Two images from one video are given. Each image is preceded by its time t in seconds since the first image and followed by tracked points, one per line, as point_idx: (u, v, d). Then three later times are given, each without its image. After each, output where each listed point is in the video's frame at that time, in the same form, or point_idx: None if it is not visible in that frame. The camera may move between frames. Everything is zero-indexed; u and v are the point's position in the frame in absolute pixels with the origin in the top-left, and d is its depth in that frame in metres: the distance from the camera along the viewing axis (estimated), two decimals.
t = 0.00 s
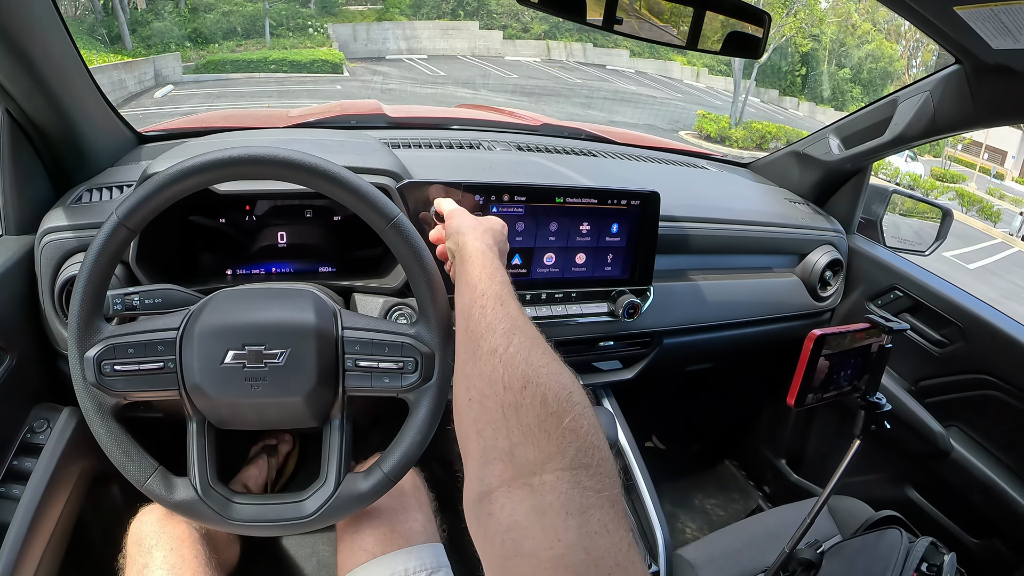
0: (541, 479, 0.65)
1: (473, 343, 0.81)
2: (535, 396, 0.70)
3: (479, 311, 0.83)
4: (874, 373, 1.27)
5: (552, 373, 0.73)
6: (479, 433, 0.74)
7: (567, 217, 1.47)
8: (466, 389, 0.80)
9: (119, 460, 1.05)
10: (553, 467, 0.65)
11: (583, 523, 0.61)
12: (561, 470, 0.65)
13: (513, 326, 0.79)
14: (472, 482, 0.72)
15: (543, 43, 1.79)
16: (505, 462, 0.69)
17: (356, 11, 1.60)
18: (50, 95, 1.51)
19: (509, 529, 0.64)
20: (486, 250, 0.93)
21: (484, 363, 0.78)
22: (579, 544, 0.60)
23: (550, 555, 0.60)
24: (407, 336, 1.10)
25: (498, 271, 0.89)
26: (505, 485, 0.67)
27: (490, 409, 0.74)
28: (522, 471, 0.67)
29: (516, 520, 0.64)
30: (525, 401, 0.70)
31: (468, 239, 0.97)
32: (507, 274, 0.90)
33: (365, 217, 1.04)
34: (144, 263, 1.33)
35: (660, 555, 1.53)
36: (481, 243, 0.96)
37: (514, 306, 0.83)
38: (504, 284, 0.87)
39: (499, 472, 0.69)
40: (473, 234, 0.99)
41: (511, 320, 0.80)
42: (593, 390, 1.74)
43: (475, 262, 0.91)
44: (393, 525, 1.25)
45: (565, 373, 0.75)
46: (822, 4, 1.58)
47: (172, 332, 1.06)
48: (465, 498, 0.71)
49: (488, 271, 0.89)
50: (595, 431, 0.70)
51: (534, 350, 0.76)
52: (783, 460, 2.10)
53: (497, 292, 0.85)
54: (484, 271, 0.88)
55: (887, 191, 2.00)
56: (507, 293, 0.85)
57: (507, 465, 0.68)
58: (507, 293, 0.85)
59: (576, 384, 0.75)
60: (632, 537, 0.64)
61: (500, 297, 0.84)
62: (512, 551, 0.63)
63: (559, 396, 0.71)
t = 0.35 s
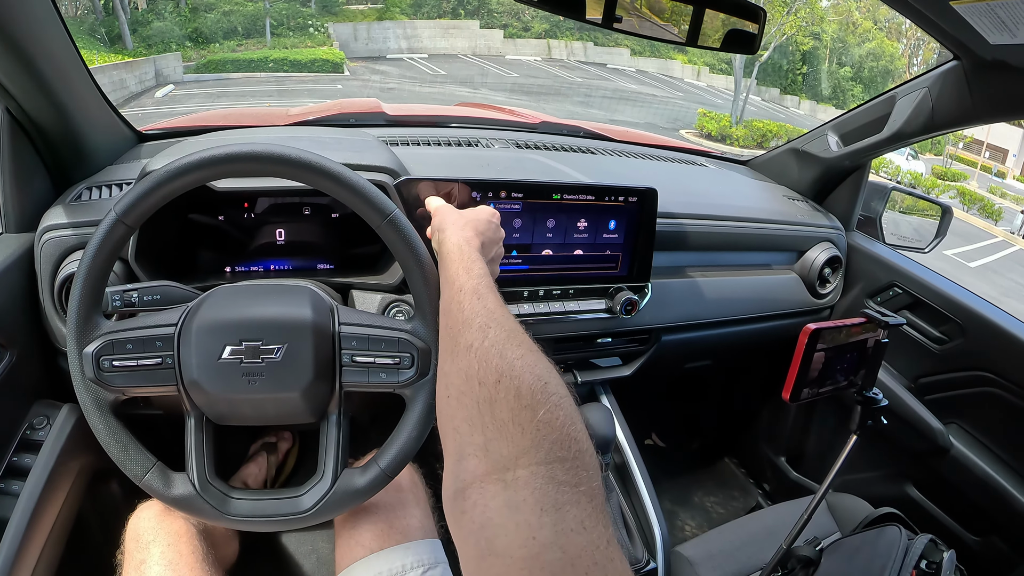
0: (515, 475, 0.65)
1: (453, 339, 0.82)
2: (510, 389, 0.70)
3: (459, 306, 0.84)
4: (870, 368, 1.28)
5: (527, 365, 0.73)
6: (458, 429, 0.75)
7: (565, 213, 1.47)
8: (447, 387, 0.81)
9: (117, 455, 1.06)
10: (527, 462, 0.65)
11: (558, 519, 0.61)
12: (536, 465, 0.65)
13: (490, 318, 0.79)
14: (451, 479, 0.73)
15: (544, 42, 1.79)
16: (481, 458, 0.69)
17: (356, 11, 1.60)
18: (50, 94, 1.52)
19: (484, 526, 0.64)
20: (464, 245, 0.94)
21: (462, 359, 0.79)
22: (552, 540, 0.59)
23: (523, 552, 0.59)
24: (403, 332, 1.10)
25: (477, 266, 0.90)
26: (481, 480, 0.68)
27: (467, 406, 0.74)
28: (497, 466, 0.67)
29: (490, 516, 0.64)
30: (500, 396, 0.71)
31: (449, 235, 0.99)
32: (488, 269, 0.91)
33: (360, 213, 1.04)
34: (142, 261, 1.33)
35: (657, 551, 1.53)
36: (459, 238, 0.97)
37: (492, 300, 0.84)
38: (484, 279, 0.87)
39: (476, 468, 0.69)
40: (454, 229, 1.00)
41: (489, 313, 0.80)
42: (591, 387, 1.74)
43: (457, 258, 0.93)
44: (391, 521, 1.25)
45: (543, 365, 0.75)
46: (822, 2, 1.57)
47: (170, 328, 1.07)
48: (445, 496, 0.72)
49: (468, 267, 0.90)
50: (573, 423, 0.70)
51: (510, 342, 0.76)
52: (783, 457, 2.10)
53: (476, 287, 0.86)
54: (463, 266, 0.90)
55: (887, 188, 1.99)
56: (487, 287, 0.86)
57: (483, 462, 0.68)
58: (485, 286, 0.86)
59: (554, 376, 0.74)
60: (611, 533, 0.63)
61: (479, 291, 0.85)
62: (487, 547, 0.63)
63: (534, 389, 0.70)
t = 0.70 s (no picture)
0: (532, 474, 0.64)
1: (464, 338, 0.83)
2: (525, 390, 0.70)
3: (470, 307, 0.84)
4: (879, 363, 1.26)
5: (542, 367, 0.73)
6: (472, 430, 0.74)
7: (571, 211, 1.46)
8: (458, 387, 0.80)
9: (122, 453, 1.06)
10: (545, 461, 0.65)
11: (577, 517, 0.61)
12: (554, 464, 0.64)
13: (502, 319, 0.80)
14: (465, 480, 0.72)
15: (548, 42, 1.78)
16: (497, 458, 0.69)
17: (360, 12, 1.60)
18: (55, 94, 1.52)
19: (501, 526, 0.64)
20: (473, 245, 0.96)
21: (474, 361, 0.78)
22: (572, 538, 0.59)
23: (543, 550, 0.59)
24: (409, 328, 1.10)
25: (487, 267, 0.91)
26: (498, 480, 0.67)
27: (481, 406, 0.74)
28: (514, 466, 0.66)
29: (509, 515, 0.64)
30: (516, 396, 0.70)
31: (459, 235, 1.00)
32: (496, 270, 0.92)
33: (367, 211, 1.04)
34: (148, 259, 1.33)
35: (665, 549, 1.51)
36: (470, 239, 0.99)
37: (503, 300, 0.85)
38: (494, 279, 0.89)
39: (492, 468, 0.68)
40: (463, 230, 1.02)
41: (501, 314, 0.81)
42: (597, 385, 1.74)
43: (466, 259, 0.94)
44: (398, 519, 1.25)
45: (557, 366, 0.75)
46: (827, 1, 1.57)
47: (175, 325, 1.07)
48: (459, 496, 0.71)
49: (477, 267, 0.91)
50: (588, 423, 0.69)
51: (524, 344, 0.76)
52: (790, 456, 2.08)
53: (486, 288, 0.87)
54: (472, 266, 0.91)
55: (893, 186, 1.98)
56: (499, 287, 0.87)
57: (500, 462, 0.68)
58: (496, 286, 0.87)
59: (568, 376, 0.74)
60: (628, 531, 0.63)
61: (490, 292, 0.85)
62: (505, 547, 0.62)
63: (549, 389, 0.70)
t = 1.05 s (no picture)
0: (556, 484, 0.68)
1: (482, 349, 0.85)
2: (545, 398, 0.73)
3: (486, 314, 0.86)
4: (897, 369, 1.25)
5: (561, 372, 0.76)
6: (494, 440, 0.78)
7: (583, 217, 1.45)
8: (478, 398, 0.83)
9: (133, 462, 1.05)
10: (567, 472, 0.68)
11: (601, 527, 0.65)
12: (576, 473, 0.68)
13: (518, 326, 0.82)
14: (489, 490, 0.76)
15: (555, 47, 1.76)
16: (520, 469, 0.72)
17: (367, 18, 1.58)
18: (66, 101, 1.52)
19: (527, 535, 0.68)
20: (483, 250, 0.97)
21: (493, 371, 0.81)
22: (596, 547, 0.63)
23: (568, 559, 0.63)
24: (423, 336, 1.09)
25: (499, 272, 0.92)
26: (522, 491, 0.71)
27: (502, 417, 0.77)
28: (537, 477, 0.70)
29: (533, 526, 0.68)
30: (535, 405, 0.74)
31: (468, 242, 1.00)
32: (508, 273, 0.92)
33: (380, 217, 1.03)
34: (159, 266, 1.33)
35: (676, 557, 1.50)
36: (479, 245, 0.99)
37: (517, 304, 0.86)
38: (508, 284, 0.89)
39: (516, 479, 0.72)
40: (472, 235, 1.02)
41: (517, 320, 0.83)
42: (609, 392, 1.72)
43: (476, 264, 0.95)
44: (410, 528, 1.24)
45: (575, 369, 0.77)
46: (833, 4, 1.56)
47: (187, 333, 1.06)
48: (486, 506, 0.75)
49: (489, 272, 0.92)
50: (608, 427, 0.73)
51: (541, 350, 0.78)
52: (802, 462, 2.06)
53: (498, 294, 0.88)
54: (484, 272, 0.92)
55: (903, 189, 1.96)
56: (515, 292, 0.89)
57: (524, 473, 0.71)
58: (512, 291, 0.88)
59: (586, 379, 0.77)
60: (650, 534, 0.67)
61: (504, 298, 0.87)
62: (531, 556, 0.67)
63: (568, 396, 0.73)
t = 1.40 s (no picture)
0: (572, 487, 0.69)
1: (495, 358, 0.87)
2: (558, 405, 0.75)
3: (499, 324, 0.88)
4: (902, 375, 1.24)
5: (574, 379, 0.77)
6: (510, 446, 0.79)
7: (592, 222, 1.46)
8: (493, 407, 0.84)
9: (147, 460, 1.07)
10: (582, 475, 0.70)
11: (614, 526, 0.66)
12: (590, 477, 0.70)
13: (530, 335, 0.84)
14: (508, 494, 0.77)
15: (565, 50, 1.79)
16: (536, 473, 0.74)
17: (377, 21, 1.61)
18: (82, 104, 1.54)
19: (544, 537, 0.69)
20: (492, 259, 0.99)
21: (506, 379, 0.82)
22: (610, 547, 0.64)
23: (584, 558, 0.64)
24: (434, 339, 1.10)
25: (511, 280, 0.94)
26: (539, 494, 0.72)
27: (517, 423, 0.79)
28: (553, 480, 0.71)
29: (550, 527, 0.69)
30: (549, 412, 0.75)
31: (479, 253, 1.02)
32: (519, 282, 0.94)
33: (392, 221, 1.05)
34: (172, 267, 1.35)
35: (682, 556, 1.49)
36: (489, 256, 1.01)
37: (527, 314, 0.88)
38: (519, 292, 0.91)
39: (532, 483, 0.74)
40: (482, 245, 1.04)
41: (528, 330, 0.84)
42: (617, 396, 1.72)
43: (486, 275, 0.97)
44: (419, 528, 1.25)
45: (587, 375, 0.79)
46: (843, 7, 1.56)
47: (201, 334, 1.08)
48: (505, 512, 0.76)
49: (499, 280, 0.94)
50: (621, 432, 0.75)
51: (553, 358, 0.80)
52: (809, 467, 2.06)
53: (508, 304, 0.89)
54: (495, 280, 0.94)
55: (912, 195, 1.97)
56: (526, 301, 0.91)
57: (540, 476, 0.73)
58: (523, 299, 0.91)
59: (598, 385, 0.79)
60: (664, 534, 0.69)
61: (514, 307, 0.88)
62: (548, 556, 0.68)
63: (581, 402, 0.75)
